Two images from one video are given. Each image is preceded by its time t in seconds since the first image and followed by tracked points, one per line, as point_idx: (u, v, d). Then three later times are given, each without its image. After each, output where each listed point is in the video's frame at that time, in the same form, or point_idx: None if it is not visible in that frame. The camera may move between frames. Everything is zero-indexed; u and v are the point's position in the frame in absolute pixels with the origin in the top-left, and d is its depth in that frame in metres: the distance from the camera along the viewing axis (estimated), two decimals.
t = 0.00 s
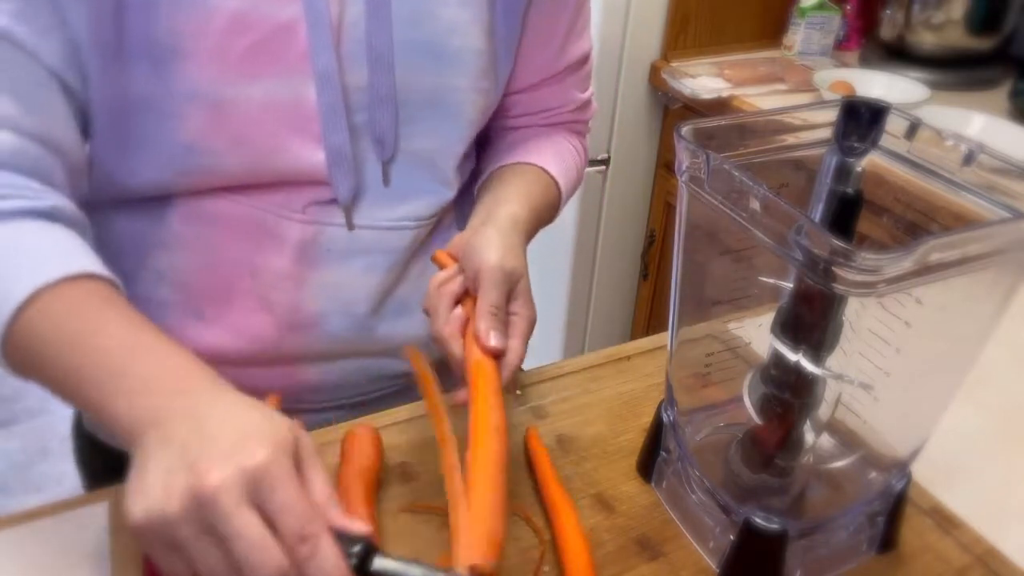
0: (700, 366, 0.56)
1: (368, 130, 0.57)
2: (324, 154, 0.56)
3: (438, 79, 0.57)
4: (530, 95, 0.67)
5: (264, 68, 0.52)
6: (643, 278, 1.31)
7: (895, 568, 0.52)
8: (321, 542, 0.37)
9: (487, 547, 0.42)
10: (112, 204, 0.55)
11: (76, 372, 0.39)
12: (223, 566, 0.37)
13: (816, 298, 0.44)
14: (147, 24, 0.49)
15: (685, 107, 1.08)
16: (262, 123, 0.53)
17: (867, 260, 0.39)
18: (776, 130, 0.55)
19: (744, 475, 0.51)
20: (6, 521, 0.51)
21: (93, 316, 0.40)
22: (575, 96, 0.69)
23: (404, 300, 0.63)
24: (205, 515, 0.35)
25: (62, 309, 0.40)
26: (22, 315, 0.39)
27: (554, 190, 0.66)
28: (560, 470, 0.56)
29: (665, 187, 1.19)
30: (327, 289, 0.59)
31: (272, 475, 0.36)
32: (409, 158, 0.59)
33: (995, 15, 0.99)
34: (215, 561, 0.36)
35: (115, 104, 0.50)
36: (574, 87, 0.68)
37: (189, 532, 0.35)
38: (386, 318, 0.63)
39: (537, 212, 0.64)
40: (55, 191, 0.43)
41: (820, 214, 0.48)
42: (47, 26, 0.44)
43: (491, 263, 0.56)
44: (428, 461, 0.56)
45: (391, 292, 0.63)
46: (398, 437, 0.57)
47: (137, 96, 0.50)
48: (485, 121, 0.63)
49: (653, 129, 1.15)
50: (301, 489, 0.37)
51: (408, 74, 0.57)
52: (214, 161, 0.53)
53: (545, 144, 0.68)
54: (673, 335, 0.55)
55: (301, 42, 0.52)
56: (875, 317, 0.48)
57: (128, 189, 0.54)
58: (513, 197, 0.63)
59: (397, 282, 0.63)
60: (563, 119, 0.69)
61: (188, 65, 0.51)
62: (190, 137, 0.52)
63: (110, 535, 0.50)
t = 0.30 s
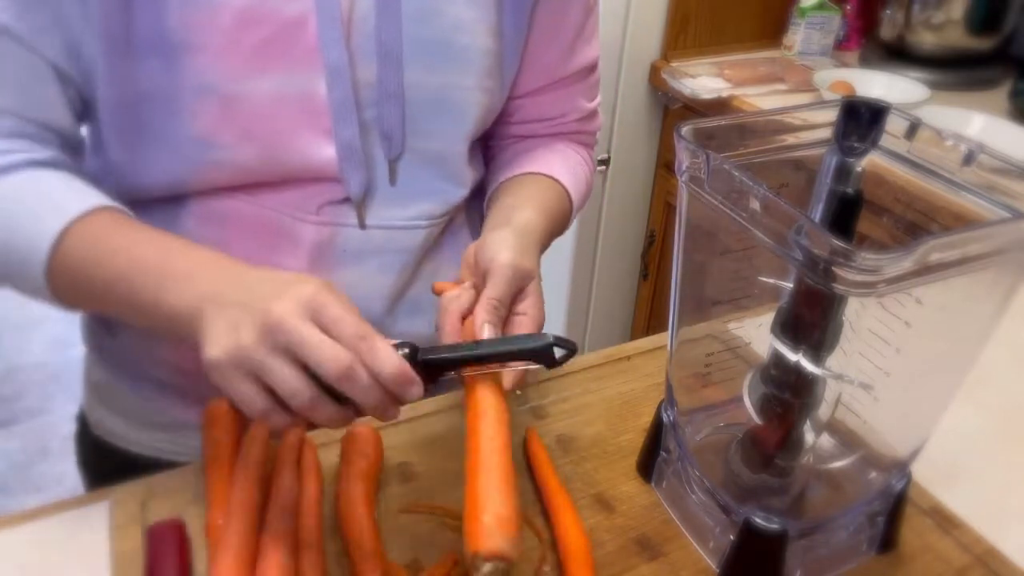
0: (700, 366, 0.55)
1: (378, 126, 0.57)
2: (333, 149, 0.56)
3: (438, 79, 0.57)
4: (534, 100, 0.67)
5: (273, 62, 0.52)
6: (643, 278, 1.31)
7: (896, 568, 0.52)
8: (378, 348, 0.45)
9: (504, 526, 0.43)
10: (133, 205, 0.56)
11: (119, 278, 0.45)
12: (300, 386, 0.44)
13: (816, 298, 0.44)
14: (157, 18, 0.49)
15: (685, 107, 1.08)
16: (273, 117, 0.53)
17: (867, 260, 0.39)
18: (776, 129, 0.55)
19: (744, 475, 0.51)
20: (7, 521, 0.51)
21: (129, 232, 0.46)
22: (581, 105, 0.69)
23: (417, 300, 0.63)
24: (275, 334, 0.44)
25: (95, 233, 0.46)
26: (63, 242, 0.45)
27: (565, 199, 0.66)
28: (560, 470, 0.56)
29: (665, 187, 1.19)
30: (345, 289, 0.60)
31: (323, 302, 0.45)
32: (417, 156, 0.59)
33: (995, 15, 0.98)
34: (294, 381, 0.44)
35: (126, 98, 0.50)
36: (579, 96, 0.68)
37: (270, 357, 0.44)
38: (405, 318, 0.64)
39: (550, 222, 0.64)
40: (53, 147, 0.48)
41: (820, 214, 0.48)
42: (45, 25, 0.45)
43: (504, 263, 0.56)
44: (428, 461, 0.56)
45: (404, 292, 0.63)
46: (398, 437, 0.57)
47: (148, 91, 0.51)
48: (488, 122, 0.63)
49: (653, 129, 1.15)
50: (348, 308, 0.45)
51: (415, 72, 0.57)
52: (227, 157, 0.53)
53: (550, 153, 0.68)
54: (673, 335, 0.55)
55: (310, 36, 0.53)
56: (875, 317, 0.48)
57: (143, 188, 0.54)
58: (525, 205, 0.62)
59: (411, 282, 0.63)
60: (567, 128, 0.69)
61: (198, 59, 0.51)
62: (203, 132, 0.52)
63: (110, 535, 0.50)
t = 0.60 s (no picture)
0: (700, 366, 0.56)
1: (377, 124, 0.57)
2: (331, 147, 0.56)
3: (438, 79, 0.57)
4: (538, 96, 0.67)
5: (274, 61, 0.52)
6: (643, 278, 1.31)
7: (896, 568, 0.52)
8: (308, 525, 0.39)
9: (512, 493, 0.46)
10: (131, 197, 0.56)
11: (91, 352, 0.41)
12: (208, 544, 0.38)
13: (816, 298, 0.44)
14: (161, 15, 0.49)
15: (685, 107, 1.08)
16: (274, 114, 0.53)
17: (867, 260, 0.39)
18: (777, 130, 0.55)
19: (744, 475, 0.51)
20: (6, 521, 0.51)
21: (112, 302, 0.42)
22: (585, 95, 0.69)
23: (406, 297, 0.63)
24: (197, 484, 0.37)
25: (78, 299, 0.42)
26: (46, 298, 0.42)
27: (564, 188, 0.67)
28: (560, 470, 0.56)
29: (665, 187, 1.19)
30: (332, 287, 0.59)
31: (263, 454, 0.38)
32: (416, 155, 0.59)
33: (996, 15, 0.98)
34: (204, 536, 0.38)
35: (131, 95, 0.50)
36: (585, 87, 0.69)
37: (180, 509, 0.37)
38: (387, 316, 0.62)
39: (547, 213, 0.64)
40: (83, 175, 0.48)
41: (820, 214, 0.48)
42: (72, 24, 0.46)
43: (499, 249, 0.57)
44: (428, 461, 0.56)
45: (394, 288, 0.62)
46: (398, 437, 0.57)
47: (151, 88, 0.51)
48: (489, 122, 0.62)
49: (653, 129, 1.15)
50: (290, 466, 0.39)
51: (416, 70, 0.56)
52: (228, 154, 0.53)
53: (553, 143, 0.68)
54: (673, 335, 0.55)
55: (311, 36, 0.53)
56: (875, 317, 0.48)
57: (143, 182, 0.54)
58: (521, 194, 0.63)
59: (401, 277, 0.62)
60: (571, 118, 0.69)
61: (200, 57, 0.51)
62: (204, 129, 0.52)
63: (109, 535, 0.50)
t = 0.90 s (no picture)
0: (700, 366, 0.56)
1: (371, 124, 0.57)
2: (327, 147, 0.55)
3: (437, 78, 0.57)
4: (533, 100, 0.67)
5: (270, 61, 0.52)
6: (643, 278, 1.31)
7: (895, 568, 0.52)
8: (364, 394, 0.43)
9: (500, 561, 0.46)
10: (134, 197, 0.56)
11: (116, 297, 0.44)
12: (286, 424, 0.43)
13: (816, 298, 0.44)
14: (158, 15, 0.49)
15: (685, 107, 1.08)
16: (269, 114, 0.53)
17: (867, 260, 0.39)
18: (776, 129, 0.55)
19: (744, 475, 0.51)
20: (7, 521, 0.51)
21: (124, 254, 0.45)
22: (578, 107, 0.69)
23: (412, 291, 0.63)
24: (264, 374, 0.42)
25: (99, 247, 0.45)
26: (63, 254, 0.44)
27: (564, 206, 0.66)
28: (560, 470, 0.56)
29: (665, 187, 1.19)
30: (335, 283, 0.59)
31: (313, 344, 0.43)
32: (410, 152, 0.59)
33: (996, 15, 0.98)
34: (277, 418, 0.43)
35: (128, 95, 0.50)
36: (578, 97, 0.68)
37: (258, 395, 0.43)
38: (395, 310, 0.63)
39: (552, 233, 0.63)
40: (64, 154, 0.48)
41: (820, 214, 0.48)
42: (57, 19, 0.45)
43: (500, 284, 0.56)
44: (428, 461, 0.56)
45: (399, 282, 0.62)
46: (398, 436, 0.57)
47: (148, 88, 0.51)
48: (485, 121, 0.63)
49: (653, 129, 1.15)
50: (337, 346, 0.44)
51: (409, 72, 0.56)
52: (225, 153, 0.53)
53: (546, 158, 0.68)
54: (673, 335, 0.55)
55: (305, 35, 0.52)
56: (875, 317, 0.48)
57: (143, 182, 0.54)
58: (526, 218, 0.63)
59: (406, 272, 0.62)
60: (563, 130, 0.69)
61: (197, 57, 0.51)
62: (201, 128, 0.53)
63: (110, 535, 0.50)
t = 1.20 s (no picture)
0: (700, 366, 0.56)
1: (375, 125, 0.57)
2: (331, 149, 0.56)
3: (438, 79, 0.57)
4: (535, 95, 0.67)
5: (272, 64, 0.52)
6: (643, 278, 1.31)
7: (895, 568, 0.52)
8: (273, 503, 0.35)
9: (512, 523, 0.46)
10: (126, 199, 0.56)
11: (70, 335, 0.41)
12: (180, 525, 0.36)
13: (816, 299, 0.44)
14: (159, 19, 0.49)
15: (685, 107, 1.08)
16: (271, 117, 0.53)
17: (867, 260, 0.39)
18: (777, 130, 0.55)
19: (744, 475, 0.51)
20: (7, 521, 0.51)
21: (90, 291, 0.42)
22: (579, 100, 0.69)
23: (407, 293, 0.63)
24: (165, 458, 0.36)
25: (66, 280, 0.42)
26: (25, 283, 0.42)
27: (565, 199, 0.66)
28: (560, 470, 0.56)
29: (665, 187, 1.19)
30: (330, 285, 0.59)
31: (231, 426, 0.36)
32: (414, 153, 0.59)
33: (996, 15, 0.98)
34: (172, 510, 0.36)
35: (129, 98, 0.50)
36: (578, 91, 0.68)
37: (153, 482, 0.36)
38: (385, 311, 0.62)
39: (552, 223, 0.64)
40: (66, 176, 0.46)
41: (820, 214, 0.48)
42: (61, 28, 0.45)
43: (500, 274, 0.56)
44: (428, 461, 0.56)
45: (393, 283, 0.62)
46: (398, 436, 0.57)
47: (149, 91, 0.51)
48: (486, 121, 0.63)
49: (653, 129, 1.15)
50: (261, 444, 0.36)
51: (414, 72, 0.56)
52: (228, 156, 0.53)
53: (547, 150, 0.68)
54: (673, 335, 0.56)
55: (308, 38, 0.52)
56: (875, 318, 0.48)
57: (141, 182, 0.54)
58: (523, 206, 0.63)
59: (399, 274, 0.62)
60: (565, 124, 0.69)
61: (198, 61, 0.51)
62: (202, 133, 0.52)
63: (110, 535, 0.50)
